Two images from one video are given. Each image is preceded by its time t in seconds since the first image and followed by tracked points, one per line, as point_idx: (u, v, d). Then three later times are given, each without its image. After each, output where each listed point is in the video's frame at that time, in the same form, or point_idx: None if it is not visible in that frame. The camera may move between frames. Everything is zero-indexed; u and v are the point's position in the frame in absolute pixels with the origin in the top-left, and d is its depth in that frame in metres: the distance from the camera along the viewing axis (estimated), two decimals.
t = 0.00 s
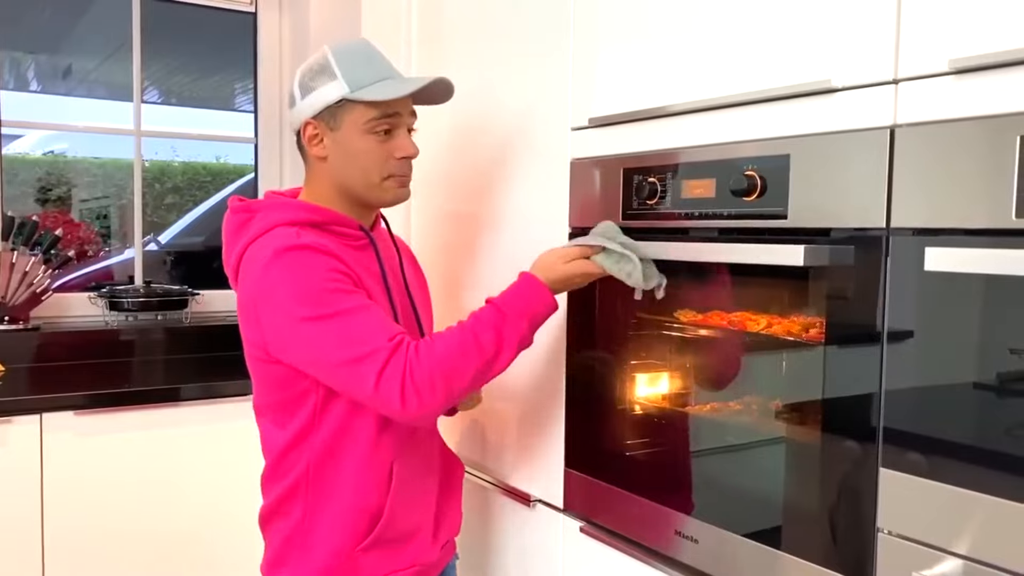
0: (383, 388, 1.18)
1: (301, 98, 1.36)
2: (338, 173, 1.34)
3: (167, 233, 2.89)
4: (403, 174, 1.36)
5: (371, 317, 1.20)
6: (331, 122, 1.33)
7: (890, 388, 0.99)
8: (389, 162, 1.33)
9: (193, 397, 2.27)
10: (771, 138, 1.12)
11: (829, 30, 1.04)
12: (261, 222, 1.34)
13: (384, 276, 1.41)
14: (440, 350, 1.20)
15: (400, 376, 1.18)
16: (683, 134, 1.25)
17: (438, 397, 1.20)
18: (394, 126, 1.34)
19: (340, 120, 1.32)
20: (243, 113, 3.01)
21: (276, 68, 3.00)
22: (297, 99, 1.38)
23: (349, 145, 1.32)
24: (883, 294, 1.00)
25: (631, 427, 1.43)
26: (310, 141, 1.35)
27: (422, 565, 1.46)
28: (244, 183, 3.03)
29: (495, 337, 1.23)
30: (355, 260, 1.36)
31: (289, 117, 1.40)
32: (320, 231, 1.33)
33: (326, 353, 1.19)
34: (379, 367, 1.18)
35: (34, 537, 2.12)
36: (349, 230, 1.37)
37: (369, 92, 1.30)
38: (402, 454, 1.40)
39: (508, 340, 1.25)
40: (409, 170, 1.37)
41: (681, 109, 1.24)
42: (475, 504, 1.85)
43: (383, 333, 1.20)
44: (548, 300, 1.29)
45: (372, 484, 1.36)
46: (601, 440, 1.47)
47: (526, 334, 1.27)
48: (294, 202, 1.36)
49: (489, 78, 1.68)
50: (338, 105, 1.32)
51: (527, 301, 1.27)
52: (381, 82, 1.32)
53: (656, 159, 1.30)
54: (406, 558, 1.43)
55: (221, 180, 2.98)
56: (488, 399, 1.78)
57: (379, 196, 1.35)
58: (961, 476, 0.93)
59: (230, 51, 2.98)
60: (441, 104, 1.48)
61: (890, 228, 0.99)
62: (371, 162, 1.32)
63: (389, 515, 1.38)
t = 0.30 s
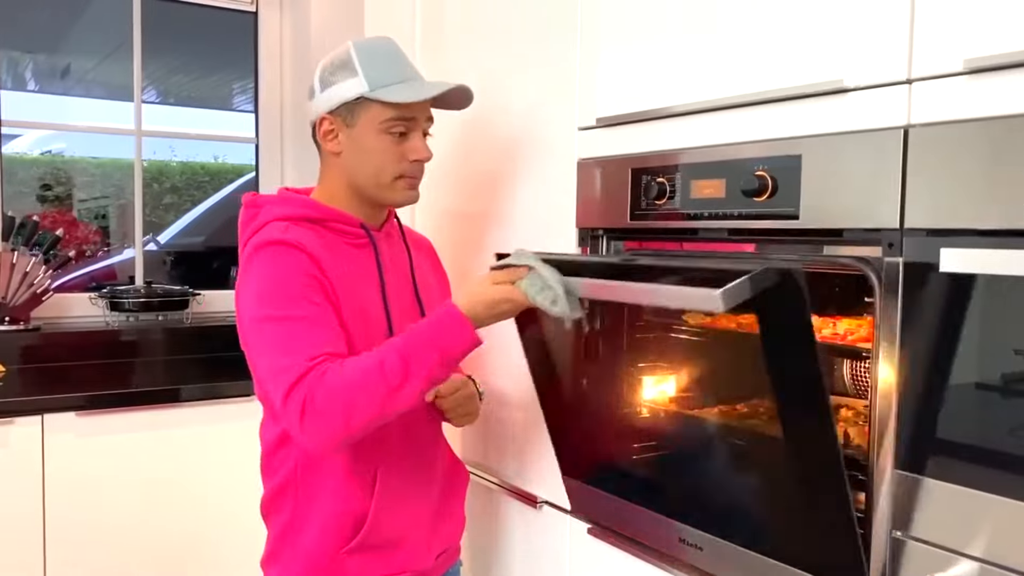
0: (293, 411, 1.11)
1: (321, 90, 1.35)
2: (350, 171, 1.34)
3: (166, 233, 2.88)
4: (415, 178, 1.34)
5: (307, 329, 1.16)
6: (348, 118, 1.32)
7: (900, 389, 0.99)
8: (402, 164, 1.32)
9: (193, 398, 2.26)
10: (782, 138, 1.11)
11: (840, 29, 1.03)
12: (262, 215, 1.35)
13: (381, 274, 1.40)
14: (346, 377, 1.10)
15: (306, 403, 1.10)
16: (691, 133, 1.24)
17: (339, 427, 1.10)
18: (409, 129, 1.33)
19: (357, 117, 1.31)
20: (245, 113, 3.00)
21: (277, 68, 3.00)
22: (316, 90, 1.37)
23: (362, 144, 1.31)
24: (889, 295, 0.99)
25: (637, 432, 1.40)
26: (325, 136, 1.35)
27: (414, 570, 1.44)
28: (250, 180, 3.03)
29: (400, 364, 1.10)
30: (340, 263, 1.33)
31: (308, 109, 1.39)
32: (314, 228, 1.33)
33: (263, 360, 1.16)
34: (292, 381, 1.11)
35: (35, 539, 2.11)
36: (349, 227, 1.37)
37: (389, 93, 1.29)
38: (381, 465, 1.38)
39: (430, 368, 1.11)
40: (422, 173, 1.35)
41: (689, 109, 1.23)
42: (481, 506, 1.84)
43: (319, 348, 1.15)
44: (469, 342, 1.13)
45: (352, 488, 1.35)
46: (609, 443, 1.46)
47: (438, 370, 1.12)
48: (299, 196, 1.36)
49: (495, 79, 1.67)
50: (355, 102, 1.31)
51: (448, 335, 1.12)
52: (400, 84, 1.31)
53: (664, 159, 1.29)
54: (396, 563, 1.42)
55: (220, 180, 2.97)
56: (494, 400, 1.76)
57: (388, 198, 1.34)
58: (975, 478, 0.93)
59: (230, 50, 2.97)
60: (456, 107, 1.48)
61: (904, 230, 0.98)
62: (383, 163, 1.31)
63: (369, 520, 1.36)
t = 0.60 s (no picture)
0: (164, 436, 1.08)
1: (359, 89, 1.35)
2: (381, 177, 1.34)
3: (163, 233, 2.85)
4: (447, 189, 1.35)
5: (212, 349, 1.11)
6: (386, 122, 1.33)
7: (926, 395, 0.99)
8: (437, 174, 1.33)
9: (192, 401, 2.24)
10: (805, 141, 1.10)
11: (865, 30, 1.03)
12: (274, 219, 1.35)
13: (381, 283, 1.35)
14: (202, 415, 1.04)
15: (174, 430, 1.07)
16: (709, 135, 1.23)
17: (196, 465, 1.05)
18: (446, 137, 1.35)
19: (397, 121, 1.32)
20: (243, 113, 2.98)
21: (278, 68, 2.98)
22: (352, 91, 1.37)
23: (399, 150, 1.32)
24: (918, 299, 0.99)
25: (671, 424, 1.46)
26: (360, 139, 1.35)
27: None
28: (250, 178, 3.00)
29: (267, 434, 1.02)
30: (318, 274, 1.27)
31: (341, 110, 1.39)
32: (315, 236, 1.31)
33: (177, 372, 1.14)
34: (172, 402, 1.09)
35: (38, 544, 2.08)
36: (354, 235, 1.34)
37: (433, 100, 1.31)
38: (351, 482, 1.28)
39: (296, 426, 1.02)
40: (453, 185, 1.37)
41: (707, 111, 1.22)
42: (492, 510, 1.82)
43: (218, 373, 1.10)
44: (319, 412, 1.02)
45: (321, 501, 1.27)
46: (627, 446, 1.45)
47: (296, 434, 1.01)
48: (311, 202, 1.35)
49: (507, 80, 1.66)
50: (396, 106, 1.32)
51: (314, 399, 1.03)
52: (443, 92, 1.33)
53: (682, 162, 1.28)
54: None
55: (216, 180, 2.94)
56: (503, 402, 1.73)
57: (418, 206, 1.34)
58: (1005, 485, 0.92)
59: (231, 50, 2.95)
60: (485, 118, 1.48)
61: (931, 233, 0.97)
62: (421, 168, 1.32)
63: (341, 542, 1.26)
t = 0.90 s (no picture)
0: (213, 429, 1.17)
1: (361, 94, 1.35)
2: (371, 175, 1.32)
3: (155, 233, 2.81)
4: (426, 180, 1.27)
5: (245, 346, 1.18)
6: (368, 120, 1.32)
7: (959, 398, 0.97)
8: (405, 163, 1.26)
9: (187, 405, 2.19)
10: (832, 140, 1.09)
11: (896, 29, 1.01)
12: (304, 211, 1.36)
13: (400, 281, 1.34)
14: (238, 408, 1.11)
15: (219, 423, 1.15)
16: (731, 134, 1.21)
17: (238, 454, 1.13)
18: (417, 125, 1.28)
19: (373, 116, 1.31)
20: (227, 112, 2.93)
21: (276, 67, 2.95)
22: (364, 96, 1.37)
23: (375, 145, 1.30)
24: (950, 301, 0.98)
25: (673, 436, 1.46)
26: (359, 142, 1.36)
27: None
28: (243, 177, 2.97)
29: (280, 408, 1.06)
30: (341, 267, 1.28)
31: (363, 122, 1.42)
32: (337, 230, 1.31)
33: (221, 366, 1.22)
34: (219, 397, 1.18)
35: (35, 551, 2.04)
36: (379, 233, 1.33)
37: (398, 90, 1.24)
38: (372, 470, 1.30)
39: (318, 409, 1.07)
40: (438, 175, 1.28)
41: (729, 109, 1.20)
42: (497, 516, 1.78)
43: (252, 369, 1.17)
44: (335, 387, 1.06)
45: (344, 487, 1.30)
46: (647, 451, 1.43)
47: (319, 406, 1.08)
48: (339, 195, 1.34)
49: (518, 78, 1.64)
50: (371, 102, 1.31)
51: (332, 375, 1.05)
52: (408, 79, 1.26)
53: (701, 161, 1.26)
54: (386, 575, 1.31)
55: (207, 180, 2.90)
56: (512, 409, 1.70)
57: (397, 199, 1.29)
58: None
59: (229, 48, 2.92)
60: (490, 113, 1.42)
61: (965, 234, 0.95)
62: (391, 159, 1.27)
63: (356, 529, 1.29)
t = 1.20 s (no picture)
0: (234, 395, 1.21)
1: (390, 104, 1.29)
2: (414, 197, 1.29)
3: (141, 234, 2.77)
4: (483, 207, 1.28)
5: (273, 317, 1.21)
6: (413, 139, 1.27)
7: (973, 400, 0.96)
8: (467, 190, 1.26)
9: (176, 408, 2.15)
10: (844, 141, 1.08)
11: (910, 30, 1.01)
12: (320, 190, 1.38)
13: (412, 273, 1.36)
14: (282, 379, 1.17)
15: (246, 390, 1.20)
16: (739, 134, 1.21)
17: (266, 421, 1.19)
18: (475, 151, 1.27)
19: (423, 138, 1.26)
20: (214, 112, 2.89)
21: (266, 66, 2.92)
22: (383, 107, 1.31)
23: (425, 169, 1.27)
24: (964, 304, 0.97)
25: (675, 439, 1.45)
26: (388, 156, 1.30)
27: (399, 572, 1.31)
28: (229, 177, 2.94)
29: (335, 380, 1.16)
30: (362, 251, 1.31)
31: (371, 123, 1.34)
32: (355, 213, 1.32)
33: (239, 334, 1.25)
34: (242, 364, 1.21)
35: (24, 558, 2.01)
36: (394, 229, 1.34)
37: (463, 117, 1.24)
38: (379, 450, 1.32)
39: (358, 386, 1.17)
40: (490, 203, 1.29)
41: (738, 109, 1.20)
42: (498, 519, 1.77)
43: (282, 342, 1.21)
44: (399, 369, 1.16)
45: (346, 465, 1.32)
46: (648, 452, 1.42)
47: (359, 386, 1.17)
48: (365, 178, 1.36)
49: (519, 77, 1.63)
50: (423, 123, 1.26)
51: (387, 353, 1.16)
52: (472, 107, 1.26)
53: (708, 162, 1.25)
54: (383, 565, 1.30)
55: (192, 179, 2.86)
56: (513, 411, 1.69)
57: (448, 223, 1.29)
58: None
59: (219, 47, 2.89)
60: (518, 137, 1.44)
61: (980, 236, 0.95)
62: (447, 186, 1.26)
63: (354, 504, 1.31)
